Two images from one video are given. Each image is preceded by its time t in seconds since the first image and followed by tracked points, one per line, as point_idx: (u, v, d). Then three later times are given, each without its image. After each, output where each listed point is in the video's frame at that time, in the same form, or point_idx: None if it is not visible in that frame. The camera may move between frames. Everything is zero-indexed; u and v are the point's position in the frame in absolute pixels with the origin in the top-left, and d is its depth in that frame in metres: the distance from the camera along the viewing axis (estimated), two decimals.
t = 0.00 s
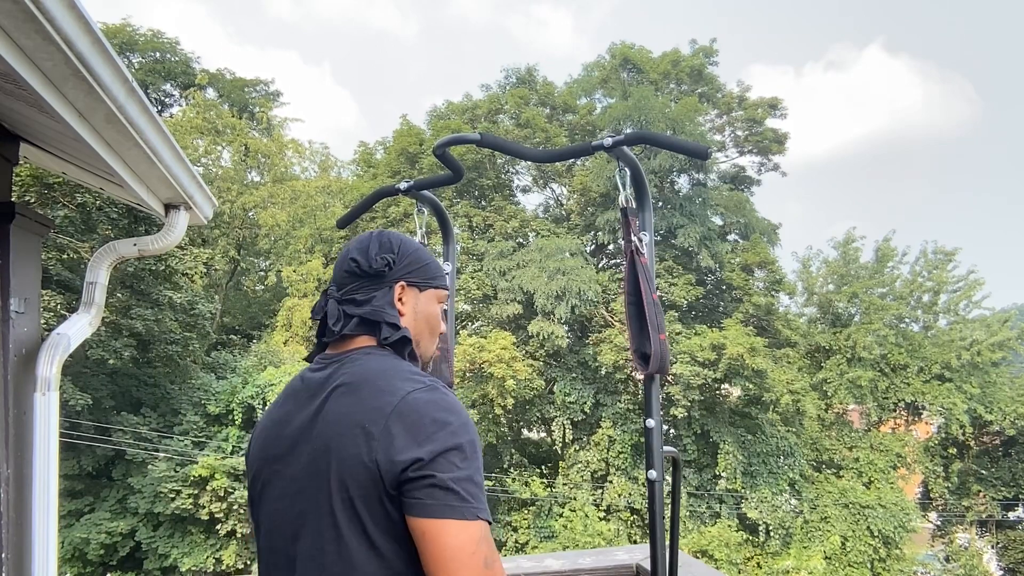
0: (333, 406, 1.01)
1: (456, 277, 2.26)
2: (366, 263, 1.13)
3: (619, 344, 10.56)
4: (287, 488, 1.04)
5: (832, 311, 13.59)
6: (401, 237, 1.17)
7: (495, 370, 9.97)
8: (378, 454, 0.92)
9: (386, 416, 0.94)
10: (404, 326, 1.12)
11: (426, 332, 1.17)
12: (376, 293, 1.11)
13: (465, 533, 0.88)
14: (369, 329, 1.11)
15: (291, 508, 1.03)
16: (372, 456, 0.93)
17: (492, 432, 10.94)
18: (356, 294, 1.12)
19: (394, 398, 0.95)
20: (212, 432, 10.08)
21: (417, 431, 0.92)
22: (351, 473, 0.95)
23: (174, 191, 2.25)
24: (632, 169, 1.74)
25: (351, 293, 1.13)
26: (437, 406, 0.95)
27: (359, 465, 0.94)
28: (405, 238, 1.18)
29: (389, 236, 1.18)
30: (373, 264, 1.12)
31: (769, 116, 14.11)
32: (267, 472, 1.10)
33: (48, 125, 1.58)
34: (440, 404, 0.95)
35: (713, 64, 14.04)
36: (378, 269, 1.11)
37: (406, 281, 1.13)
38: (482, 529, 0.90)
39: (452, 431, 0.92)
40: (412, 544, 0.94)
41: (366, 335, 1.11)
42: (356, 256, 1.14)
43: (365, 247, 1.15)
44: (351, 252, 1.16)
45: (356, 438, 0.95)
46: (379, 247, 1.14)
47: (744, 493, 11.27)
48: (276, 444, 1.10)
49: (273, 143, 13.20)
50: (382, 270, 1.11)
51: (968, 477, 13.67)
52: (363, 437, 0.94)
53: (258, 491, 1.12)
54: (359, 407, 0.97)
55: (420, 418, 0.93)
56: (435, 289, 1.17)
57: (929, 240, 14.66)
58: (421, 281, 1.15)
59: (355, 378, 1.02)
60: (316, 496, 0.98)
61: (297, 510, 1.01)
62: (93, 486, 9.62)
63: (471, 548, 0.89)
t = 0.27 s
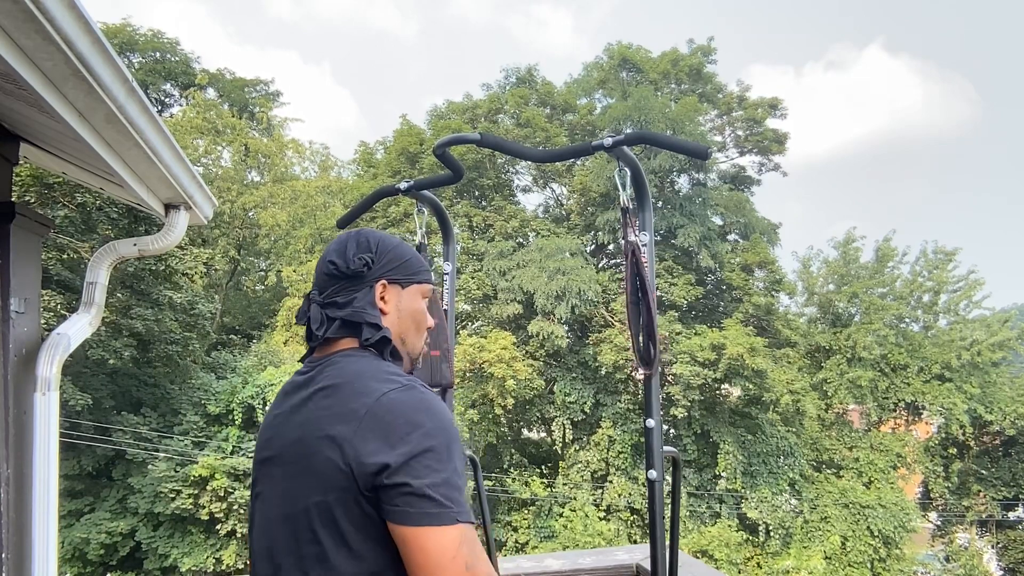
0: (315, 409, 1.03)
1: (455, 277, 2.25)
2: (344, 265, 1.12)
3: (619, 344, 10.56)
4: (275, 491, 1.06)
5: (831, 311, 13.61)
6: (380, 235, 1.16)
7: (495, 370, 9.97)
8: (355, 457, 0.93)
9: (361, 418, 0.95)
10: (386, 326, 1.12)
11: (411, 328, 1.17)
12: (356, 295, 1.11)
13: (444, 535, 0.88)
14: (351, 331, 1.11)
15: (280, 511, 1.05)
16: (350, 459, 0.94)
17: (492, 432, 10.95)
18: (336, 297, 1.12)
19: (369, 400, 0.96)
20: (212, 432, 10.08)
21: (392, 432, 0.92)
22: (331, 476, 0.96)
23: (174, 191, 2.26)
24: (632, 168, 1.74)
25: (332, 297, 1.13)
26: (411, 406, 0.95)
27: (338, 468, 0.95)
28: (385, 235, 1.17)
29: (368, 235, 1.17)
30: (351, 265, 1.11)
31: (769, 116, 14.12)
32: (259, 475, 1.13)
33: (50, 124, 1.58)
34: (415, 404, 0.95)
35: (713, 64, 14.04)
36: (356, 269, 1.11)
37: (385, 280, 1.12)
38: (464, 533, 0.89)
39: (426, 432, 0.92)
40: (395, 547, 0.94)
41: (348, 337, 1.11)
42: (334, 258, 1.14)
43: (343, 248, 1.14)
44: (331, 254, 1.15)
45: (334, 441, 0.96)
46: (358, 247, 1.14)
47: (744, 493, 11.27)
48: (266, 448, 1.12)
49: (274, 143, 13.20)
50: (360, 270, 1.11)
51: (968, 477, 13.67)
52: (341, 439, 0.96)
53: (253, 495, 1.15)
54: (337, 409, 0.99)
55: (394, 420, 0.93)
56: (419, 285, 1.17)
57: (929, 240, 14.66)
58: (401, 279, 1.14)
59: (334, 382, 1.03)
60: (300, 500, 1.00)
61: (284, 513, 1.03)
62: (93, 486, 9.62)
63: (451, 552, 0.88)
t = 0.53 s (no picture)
0: (308, 406, 1.03)
1: (455, 277, 2.25)
2: (332, 266, 1.12)
3: (619, 344, 10.57)
4: (269, 486, 1.06)
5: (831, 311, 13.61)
6: (368, 235, 1.16)
7: (495, 370, 9.97)
8: (343, 452, 0.93)
9: (350, 415, 0.95)
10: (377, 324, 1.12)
11: (402, 327, 1.16)
12: (345, 295, 1.11)
13: (422, 528, 0.88)
14: (342, 332, 1.12)
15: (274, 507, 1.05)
16: (338, 455, 0.94)
17: (492, 432, 10.95)
18: (326, 299, 1.13)
19: (359, 396, 0.96)
20: (212, 432, 10.07)
21: (378, 427, 0.92)
22: (320, 471, 0.96)
23: (174, 191, 2.26)
24: (632, 168, 1.74)
25: (323, 298, 1.13)
26: (399, 402, 0.95)
27: (327, 462, 0.95)
28: (374, 235, 1.17)
29: (356, 235, 1.16)
30: (338, 266, 1.11)
31: (769, 116, 14.12)
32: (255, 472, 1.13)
33: (50, 124, 1.58)
34: (403, 401, 0.95)
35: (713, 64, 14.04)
36: (343, 270, 1.11)
37: (372, 280, 1.12)
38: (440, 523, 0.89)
39: (412, 427, 0.92)
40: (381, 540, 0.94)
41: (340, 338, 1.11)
42: (323, 260, 1.14)
43: (331, 250, 1.14)
44: (320, 256, 1.16)
45: (324, 437, 0.97)
46: (345, 249, 1.13)
47: (744, 493, 11.27)
48: (261, 445, 1.12)
49: (274, 143, 13.21)
50: (347, 271, 1.10)
51: (968, 477, 13.66)
52: (331, 435, 0.96)
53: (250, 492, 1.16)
54: (329, 406, 0.99)
55: (382, 415, 0.93)
56: (409, 284, 1.16)
57: (930, 240, 14.66)
58: (389, 278, 1.13)
59: (327, 379, 1.03)
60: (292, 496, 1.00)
61: (276, 508, 1.03)
62: (93, 486, 9.62)
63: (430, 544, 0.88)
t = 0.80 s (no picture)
0: (317, 405, 1.02)
1: (455, 277, 2.25)
2: (351, 272, 1.14)
3: (619, 344, 10.57)
4: (268, 482, 1.04)
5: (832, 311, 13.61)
6: (388, 249, 1.18)
7: (495, 370, 9.97)
8: (365, 453, 0.95)
9: (371, 416, 0.97)
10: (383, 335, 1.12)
11: (407, 340, 1.17)
12: (357, 301, 1.12)
13: (450, 525, 0.93)
14: (348, 335, 1.11)
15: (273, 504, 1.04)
16: (357, 454, 0.96)
17: (492, 432, 10.95)
18: (340, 302, 1.14)
19: (379, 399, 0.98)
20: (212, 432, 10.07)
21: (402, 431, 0.95)
22: (335, 471, 0.97)
23: (174, 191, 2.26)
24: (632, 168, 1.73)
25: (335, 299, 1.14)
26: (420, 408, 0.99)
27: (345, 463, 0.96)
28: (395, 250, 1.19)
29: (376, 247, 1.18)
30: (355, 272, 1.13)
31: (769, 116, 14.12)
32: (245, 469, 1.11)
33: (50, 124, 1.58)
34: (420, 405, 0.99)
35: (712, 64, 14.04)
36: (359, 276, 1.12)
37: (387, 292, 1.13)
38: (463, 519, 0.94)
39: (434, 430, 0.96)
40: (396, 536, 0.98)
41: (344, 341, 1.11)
42: (342, 264, 1.15)
43: (351, 256, 1.16)
44: (339, 261, 1.17)
45: (340, 437, 0.97)
46: (364, 256, 1.15)
47: (744, 493, 11.27)
48: (255, 442, 1.10)
49: (274, 143, 13.21)
50: (363, 278, 1.12)
51: (968, 476, 13.66)
52: (349, 436, 0.97)
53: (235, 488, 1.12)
54: (344, 406, 0.99)
55: (405, 418, 0.96)
56: (419, 301, 1.18)
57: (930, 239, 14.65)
58: (404, 293, 1.15)
59: (338, 379, 1.03)
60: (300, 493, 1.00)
61: (279, 506, 1.02)
62: (93, 486, 9.61)
63: (453, 538, 0.93)
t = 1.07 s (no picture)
0: (324, 406, 1.02)
1: (455, 277, 2.25)
2: (356, 274, 1.14)
3: (619, 344, 10.57)
4: (277, 482, 1.04)
5: (832, 310, 13.60)
6: (392, 253, 1.19)
7: (495, 370, 9.97)
8: (377, 452, 0.95)
9: (381, 415, 0.97)
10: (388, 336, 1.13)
11: (406, 342, 1.18)
12: (363, 303, 1.13)
13: (467, 515, 0.93)
14: (353, 336, 1.11)
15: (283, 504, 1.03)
16: (369, 452, 0.96)
17: (492, 432, 10.96)
18: (345, 303, 1.14)
19: (387, 398, 0.98)
20: (212, 432, 10.07)
21: (413, 429, 0.96)
22: (347, 471, 0.97)
23: (174, 191, 2.26)
24: (632, 168, 1.73)
25: (340, 301, 1.14)
26: (429, 406, 0.99)
27: (357, 462, 0.96)
28: (397, 253, 1.20)
29: (379, 250, 1.19)
30: (361, 275, 1.13)
31: (769, 116, 14.11)
32: (251, 471, 1.10)
33: (49, 124, 1.58)
34: (429, 404, 1.00)
35: (712, 64, 14.04)
36: (366, 278, 1.13)
37: (392, 294, 1.15)
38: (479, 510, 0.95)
39: (444, 427, 0.97)
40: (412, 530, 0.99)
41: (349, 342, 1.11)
42: (345, 266, 1.16)
43: (354, 259, 1.16)
44: (341, 263, 1.18)
45: (350, 437, 0.97)
46: (369, 259, 1.16)
47: (744, 493, 11.27)
48: (259, 447, 1.09)
49: (274, 143, 13.21)
50: (369, 280, 1.13)
51: (968, 476, 13.66)
52: (359, 435, 0.97)
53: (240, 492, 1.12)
54: (352, 407, 0.99)
55: (417, 416, 0.97)
56: (419, 304, 1.19)
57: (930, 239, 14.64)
58: (407, 295, 1.17)
59: (344, 379, 1.03)
60: (311, 493, 1.00)
61: (289, 509, 1.02)
62: (93, 486, 9.61)
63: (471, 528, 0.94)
